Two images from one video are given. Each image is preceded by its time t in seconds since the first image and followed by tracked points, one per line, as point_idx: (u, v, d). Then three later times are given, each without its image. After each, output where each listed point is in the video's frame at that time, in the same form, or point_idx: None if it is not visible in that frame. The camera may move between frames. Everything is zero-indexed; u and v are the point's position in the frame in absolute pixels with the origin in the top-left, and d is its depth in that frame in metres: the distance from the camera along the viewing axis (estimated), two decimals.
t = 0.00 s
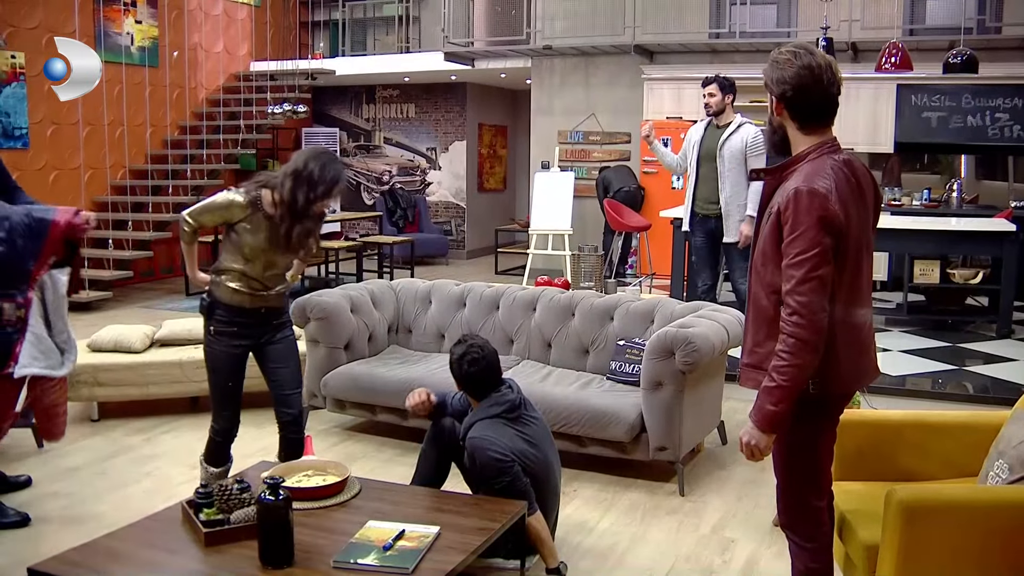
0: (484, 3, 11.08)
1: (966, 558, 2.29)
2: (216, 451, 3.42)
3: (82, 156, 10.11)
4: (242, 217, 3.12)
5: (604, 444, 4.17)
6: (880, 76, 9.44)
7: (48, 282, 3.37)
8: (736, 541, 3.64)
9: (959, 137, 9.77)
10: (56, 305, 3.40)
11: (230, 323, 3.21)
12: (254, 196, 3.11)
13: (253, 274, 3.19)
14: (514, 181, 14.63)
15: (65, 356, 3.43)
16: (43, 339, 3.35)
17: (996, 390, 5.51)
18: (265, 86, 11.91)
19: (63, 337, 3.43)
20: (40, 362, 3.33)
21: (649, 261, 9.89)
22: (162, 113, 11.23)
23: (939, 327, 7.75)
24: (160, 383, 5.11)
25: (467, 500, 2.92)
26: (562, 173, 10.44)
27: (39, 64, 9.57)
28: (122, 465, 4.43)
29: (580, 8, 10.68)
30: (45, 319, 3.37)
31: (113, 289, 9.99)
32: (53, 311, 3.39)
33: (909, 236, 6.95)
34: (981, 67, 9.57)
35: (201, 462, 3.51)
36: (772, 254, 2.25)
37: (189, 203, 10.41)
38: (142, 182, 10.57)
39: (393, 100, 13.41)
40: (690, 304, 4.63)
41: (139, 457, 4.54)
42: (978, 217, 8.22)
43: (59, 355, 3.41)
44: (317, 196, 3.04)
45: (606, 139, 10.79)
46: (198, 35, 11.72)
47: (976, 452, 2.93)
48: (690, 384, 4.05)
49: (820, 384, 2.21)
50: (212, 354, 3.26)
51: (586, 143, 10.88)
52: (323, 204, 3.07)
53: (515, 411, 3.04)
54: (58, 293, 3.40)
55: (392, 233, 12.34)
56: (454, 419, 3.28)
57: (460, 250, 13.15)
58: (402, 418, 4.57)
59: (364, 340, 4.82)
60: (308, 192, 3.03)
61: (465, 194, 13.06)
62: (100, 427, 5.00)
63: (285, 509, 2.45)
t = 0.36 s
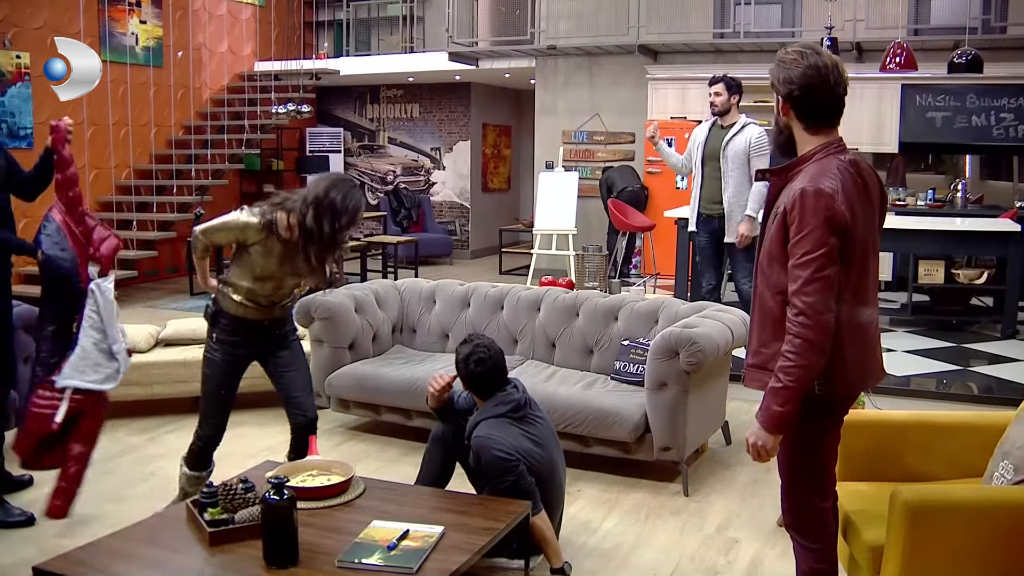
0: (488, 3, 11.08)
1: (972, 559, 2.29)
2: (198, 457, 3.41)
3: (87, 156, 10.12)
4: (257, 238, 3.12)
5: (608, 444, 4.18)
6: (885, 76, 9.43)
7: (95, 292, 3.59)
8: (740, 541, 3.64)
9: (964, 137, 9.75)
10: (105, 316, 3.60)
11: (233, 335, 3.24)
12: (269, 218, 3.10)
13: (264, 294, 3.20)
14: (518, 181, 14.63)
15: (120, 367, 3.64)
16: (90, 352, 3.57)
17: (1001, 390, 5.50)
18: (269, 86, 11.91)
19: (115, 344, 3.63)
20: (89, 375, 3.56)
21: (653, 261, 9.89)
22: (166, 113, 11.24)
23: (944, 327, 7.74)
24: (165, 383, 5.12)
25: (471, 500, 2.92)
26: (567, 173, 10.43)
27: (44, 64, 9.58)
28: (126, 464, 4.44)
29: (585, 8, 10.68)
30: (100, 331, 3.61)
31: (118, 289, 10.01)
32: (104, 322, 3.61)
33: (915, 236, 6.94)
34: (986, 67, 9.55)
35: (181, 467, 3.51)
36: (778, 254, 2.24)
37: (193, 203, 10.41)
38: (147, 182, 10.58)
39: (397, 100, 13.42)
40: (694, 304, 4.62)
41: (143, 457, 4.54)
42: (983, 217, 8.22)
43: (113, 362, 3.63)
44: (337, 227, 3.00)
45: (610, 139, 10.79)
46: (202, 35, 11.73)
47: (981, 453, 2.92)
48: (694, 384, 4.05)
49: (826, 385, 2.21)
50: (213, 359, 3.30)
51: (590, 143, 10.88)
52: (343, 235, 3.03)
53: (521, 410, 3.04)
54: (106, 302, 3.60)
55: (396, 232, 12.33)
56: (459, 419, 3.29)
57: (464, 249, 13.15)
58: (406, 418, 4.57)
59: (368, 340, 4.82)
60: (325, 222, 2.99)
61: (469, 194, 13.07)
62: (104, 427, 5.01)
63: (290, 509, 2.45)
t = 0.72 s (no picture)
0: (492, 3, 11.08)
1: (978, 559, 2.29)
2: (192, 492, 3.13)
3: (92, 156, 10.15)
4: (244, 300, 3.01)
5: (613, 444, 4.18)
6: (890, 76, 9.42)
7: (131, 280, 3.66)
8: (744, 541, 3.64)
9: (969, 137, 9.73)
10: (143, 302, 3.73)
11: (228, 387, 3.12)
12: (254, 279, 2.97)
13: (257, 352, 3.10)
14: (523, 181, 14.63)
15: (169, 348, 3.80)
16: (139, 339, 3.73)
17: (1006, 391, 5.49)
18: (274, 86, 11.92)
19: (159, 328, 3.78)
20: (143, 362, 3.74)
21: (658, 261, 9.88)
22: (171, 113, 11.25)
23: (949, 327, 7.73)
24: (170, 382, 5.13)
25: (475, 500, 2.92)
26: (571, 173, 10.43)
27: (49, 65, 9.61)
28: (131, 464, 4.45)
29: (589, 8, 10.68)
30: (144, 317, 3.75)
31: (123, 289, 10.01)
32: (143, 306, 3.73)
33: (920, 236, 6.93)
34: (992, 67, 9.54)
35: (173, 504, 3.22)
36: (784, 256, 2.24)
37: (198, 203, 10.43)
38: (152, 182, 10.60)
39: (402, 100, 13.42)
40: (698, 304, 4.62)
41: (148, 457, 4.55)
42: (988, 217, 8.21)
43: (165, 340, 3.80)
44: (323, 287, 2.93)
45: (615, 139, 10.79)
46: (207, 35, 11.74)
47: (986, 454, 2.92)
48: (699, 384, 4.05)
49: (832, 385, 2.21)
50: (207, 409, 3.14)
51: (595, 143, 10.87)
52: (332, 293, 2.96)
53: (526, 410, 3.04)
54: (142, 289, 3.72)
55: (401, 232, 12.33)
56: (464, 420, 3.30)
57: (468, 249, 13.15)
58: (411, 417, 4.58)
59: (372, 340, 4.82)
60: (313, 283, 2.92)
61: (474, 194, 13.07)
62: (110, 427, 5.02)
63: (295, 509, 2.45)
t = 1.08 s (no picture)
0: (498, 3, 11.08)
1: (985, 560, 2.28)
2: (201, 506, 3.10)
3: (99, 155, 10.17)
4: (247, 368, 3.12)
5: (619, 444, 4.18)
6: (896, 76, 9.41)
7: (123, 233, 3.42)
8: (751, 542, 3.63)
9: (976, 137, 9.70)
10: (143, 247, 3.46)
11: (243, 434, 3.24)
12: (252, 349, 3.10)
13: (267, 411, 3.21)
14: (529, 182, 14.64)
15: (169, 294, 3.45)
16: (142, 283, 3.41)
17: (1013, 391, 5.47)
18: (280, 86, 11.93)
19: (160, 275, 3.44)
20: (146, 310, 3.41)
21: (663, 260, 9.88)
22: (177, 113, 11.27)
23: (955, 327, 7.71)
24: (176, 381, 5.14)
25: (482, 500, 2.92)
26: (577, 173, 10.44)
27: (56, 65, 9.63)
28: (137, 463, 4.46)
29: (595, 8, 10.67)
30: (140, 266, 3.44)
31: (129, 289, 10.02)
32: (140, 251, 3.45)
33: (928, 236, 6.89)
34: (999, 67, 9.51)
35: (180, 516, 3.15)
36: (791, 256, 2.24)
37: (205, 202, 10.44)
38: (158, 181, 10.62)
39: (408, 100, 13.43)
40: (705, 304, 4.62)
41: (154, 456, 4.56)
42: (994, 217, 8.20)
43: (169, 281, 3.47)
44: (320, 350, 2.98)
45: (621, 139, 10.78)
46: (213, 35, 11.76)
47: (993, 454, 2.91)
48: (705, 384, 4.05)
49: (839, 386, 2.21)
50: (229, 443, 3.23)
51: (600, 143, 10.87)
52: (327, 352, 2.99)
53: (532, 411, 3.05)
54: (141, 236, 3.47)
55: (407, 232, 12.33)
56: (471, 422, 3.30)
57: (474, 249, 13.15)
58: (417, 417, 4.58)
59: (378, 339, 4.83)
60: (307, 349, 2.98)
61: (480, 194, 13.07)
62: (117, 426, 5.03)
63: (301, 510, 2.45)
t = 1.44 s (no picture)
0: (505, 3, 11.09)
1: (995, 562, 2.28)
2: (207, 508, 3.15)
3: (107, 155, 10.20)
4: (260, 393, 3.25)
5: (626, 444, 4.17)
6: (904, 76, 9.40)
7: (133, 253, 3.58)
8: (758, 542, 3.63)
9: (984, 137, 9.67)
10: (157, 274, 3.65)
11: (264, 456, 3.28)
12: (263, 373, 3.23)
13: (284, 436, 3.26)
14: (536, 181, 14.65)
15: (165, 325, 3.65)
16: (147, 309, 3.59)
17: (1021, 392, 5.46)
18: (287, 86, 11.94)
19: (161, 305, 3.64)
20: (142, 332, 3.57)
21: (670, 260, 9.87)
22: (185, 114, 11.29)
23: (963, 328, 7.69)
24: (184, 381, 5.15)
25: (490, 500, 2.93)
26: (584, 173, 10.43)
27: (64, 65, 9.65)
28: (145, 462, 4.47)
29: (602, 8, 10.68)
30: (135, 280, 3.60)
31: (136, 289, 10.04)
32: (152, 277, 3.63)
33: (937, 237, 6.88)
34: (1008, 67, 9.48)
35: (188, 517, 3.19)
36: (798, 257, 2.23)
37: (212, 202, 10.46)
38: (166, 181, 10.64)
39: (415, 100, 13.43)
40: (712, 304, 4.62)
41: (161, 455, 4.57)
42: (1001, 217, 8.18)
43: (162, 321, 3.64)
44: (309, 374, 3.09)
45: (628, 140, 10.78)
46: (221, 35, 11.78)
47: (1002, 455, 2.90)
48: (712, 385, 4.04)
49: (847, 387, 2.20)
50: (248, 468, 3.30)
51: (607, 143, 10.87)
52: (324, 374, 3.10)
53: (539, 411, 3.05)
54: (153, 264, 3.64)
55: (414, 232, 12.33)
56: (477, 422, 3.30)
57: (481, 249, 13.15)
58: (424, 417, 4.59)
59: (385, 339, 4.83)
60: (304, 375, 3.10)
61: (487, 194, 13.08)
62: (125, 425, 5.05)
63: (308, 509, 2.45)
